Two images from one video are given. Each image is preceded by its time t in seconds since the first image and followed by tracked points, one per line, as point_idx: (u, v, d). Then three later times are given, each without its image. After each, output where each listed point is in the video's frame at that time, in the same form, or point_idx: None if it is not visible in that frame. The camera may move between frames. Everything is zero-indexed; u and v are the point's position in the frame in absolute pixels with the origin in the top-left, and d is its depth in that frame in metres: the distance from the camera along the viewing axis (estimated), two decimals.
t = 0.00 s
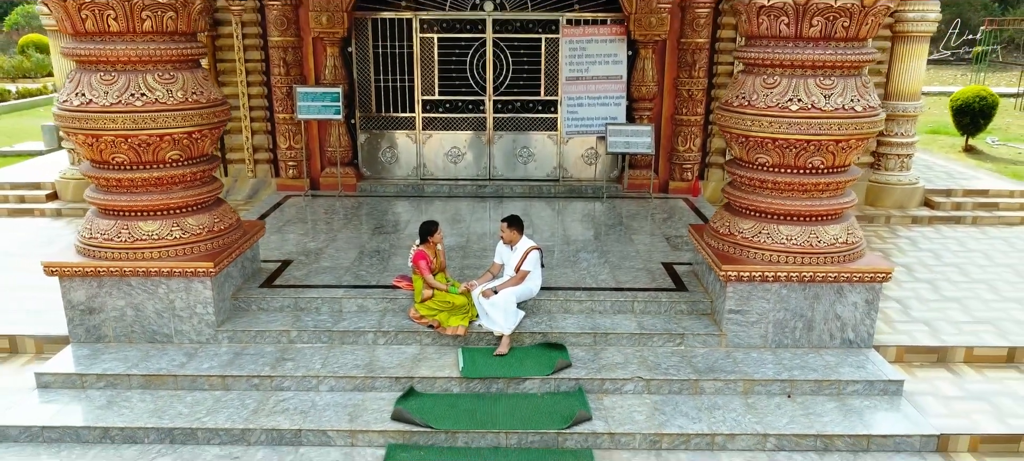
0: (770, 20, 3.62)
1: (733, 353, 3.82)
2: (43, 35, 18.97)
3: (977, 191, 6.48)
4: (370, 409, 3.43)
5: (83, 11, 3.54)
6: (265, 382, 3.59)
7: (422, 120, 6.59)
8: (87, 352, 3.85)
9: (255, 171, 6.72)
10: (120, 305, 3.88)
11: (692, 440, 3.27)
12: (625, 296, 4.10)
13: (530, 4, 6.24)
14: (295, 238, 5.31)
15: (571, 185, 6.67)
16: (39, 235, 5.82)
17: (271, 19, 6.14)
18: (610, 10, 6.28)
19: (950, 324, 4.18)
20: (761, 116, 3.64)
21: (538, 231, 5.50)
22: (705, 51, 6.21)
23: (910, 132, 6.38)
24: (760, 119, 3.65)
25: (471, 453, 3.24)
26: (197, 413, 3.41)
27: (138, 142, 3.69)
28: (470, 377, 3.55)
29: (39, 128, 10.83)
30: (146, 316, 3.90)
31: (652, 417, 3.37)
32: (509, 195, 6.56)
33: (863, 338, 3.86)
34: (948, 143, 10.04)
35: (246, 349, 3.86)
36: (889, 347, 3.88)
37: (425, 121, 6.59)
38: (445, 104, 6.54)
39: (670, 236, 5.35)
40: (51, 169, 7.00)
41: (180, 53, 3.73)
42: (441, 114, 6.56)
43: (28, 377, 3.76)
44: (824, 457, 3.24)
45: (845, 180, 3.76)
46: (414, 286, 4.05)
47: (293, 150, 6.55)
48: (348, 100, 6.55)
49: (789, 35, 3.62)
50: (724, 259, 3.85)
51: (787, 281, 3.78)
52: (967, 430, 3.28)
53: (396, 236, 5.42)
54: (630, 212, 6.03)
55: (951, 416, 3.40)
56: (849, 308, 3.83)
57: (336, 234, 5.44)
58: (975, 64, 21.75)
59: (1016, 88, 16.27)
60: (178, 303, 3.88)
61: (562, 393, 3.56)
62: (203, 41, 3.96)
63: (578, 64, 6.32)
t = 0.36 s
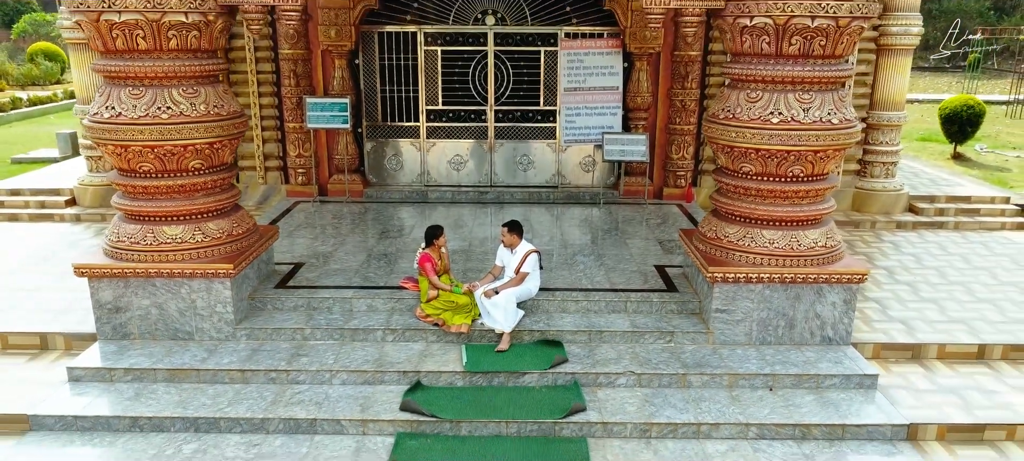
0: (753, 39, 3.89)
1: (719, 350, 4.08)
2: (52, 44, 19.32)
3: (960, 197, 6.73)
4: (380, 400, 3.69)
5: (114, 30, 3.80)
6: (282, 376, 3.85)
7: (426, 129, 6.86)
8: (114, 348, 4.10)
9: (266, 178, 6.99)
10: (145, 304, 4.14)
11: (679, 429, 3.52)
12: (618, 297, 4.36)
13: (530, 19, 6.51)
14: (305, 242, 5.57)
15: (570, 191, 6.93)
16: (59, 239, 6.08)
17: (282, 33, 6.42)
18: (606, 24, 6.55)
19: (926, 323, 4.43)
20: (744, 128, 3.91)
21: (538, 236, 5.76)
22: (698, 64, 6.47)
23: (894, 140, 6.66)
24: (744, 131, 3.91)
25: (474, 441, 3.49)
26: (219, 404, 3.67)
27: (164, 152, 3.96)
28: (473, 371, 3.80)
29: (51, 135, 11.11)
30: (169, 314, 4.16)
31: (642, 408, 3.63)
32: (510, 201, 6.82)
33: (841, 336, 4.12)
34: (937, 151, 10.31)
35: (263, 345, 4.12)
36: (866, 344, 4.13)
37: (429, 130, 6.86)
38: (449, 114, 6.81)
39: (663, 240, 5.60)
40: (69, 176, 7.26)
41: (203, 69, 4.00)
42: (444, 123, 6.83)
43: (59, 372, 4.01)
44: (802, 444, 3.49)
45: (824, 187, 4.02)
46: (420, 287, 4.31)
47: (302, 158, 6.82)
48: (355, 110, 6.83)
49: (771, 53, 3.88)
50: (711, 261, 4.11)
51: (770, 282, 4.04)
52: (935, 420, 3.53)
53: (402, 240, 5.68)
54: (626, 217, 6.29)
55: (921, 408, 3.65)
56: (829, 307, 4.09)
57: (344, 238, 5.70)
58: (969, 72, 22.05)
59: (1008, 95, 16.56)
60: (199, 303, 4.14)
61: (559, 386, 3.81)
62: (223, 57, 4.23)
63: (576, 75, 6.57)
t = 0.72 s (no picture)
0: (736, 58, 4.18)
1: (706, 347, 4.35)
2: (59, 54, 19.64)
3: (942, 205, 7.01)
4: (390, 394, 3.96)
5: (142, 50, 4.09)
6: (298, 372, 4.12)
7: (430, 140, 7.15)
8: (140, 346, 4.38)
9: (276, 186, 7.27)
10: (169, 305, 4.43)
11: (668, 421, 3.79)
12: (612, 298, 4.64)
13: (530, 34, 6.80)
14: (315, 247, 5.84)
15: (567, 199, 7.22)
16: (79, 244, 6.35)
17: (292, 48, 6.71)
18: (602, 39, 6.83)
19: (902, 324, 4.71)
20: (729, 141, 4.19)
21: (537, 241, 6.04)
22: (690, 77, 6.77)
23: (879, 150, 6.94)
24: (729, 144, 4.20)
25: (477, 431, 3.76)
26: (240, 397, 3.94)
27: (188, 163, 4.24)
28: (476, 368, 4.07)
29: (63, 145, 11.39)
30: (191, 315, 4.44)
31: (634, 401, 3.90)
32: (510, 208, 7.10)
33: (821, 335, 4.39)
34: (925, 160, 10.60)
35: (279, 344, 4.39)
36: (844, 342, 4.41)
37: (432, 140, 7.15)
38: (451, 124, 7.10)
39: (656, 246, 5.88)
40: (85, 184, 7.54)
41: (224, 86, 4.28)
42: (448, 134, 7.12)
43: (88, 369, 4.28)
44: (782, 434, 3.76)
45: (804, 196, 4.31)
46: (425, 289, 4.58)
47: (311, 167, 7.12)
48: (362, 121, 7.12)
49: (753, 70, 4.18)
50: (699, 265, 4.39)
51: (753, 284, 4.32)
52: (906, 412, 3.81)
53: (407, 245, 5.96)
54: (621, 224, 6.57)
55: (894, 401, 3.92)
56: (809, 308, 4.37)
57: (353, 244, 5.98)
58: (962, 81, 22.41)
59: (998, 104, 16.90)
60: (219, 304, 4.42)
61: (557, 381, 4.08)
62: (243, 74, 4.52)
63: (573, 88, 6.83)
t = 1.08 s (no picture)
0: (721, 73, 4.49)
1: (694, 343, 4.65)
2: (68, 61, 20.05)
3: (924, 210, 7.31)
4: (398, 386, 4.26)
5: (168, 66, 4.41)
6: (312, 366, 4.41)
7: (433, 148, 7.46)
8: (164, 342, 4.69)
9: (286, 192, 7.59)
10: (190, 304, 4.73)
11: (656, 410, 4.08)
12: (606, 298, 4.94)
13: (529, 46, 7.11)
14: (325, 250, 6.15)
15: (565, 204, 7.52)
16: (99, 247, 6.66)
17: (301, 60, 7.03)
18: (598, 51, 7.13)
19: (878, 322, 5.01)
20: (714, 151, 4.50)
21: (535, 245, 6.34)
22: (682, 88, 7.10)
23: (863, 158, 7.24)
24: (714, 153, 4.50)
25: (480, 420, 4.06)
26: (259, 389, 4.23)
27: (210, 171, 4.55)
28: (478, 362, 4.36)
29: (76, 151, 11.72)
30: (211, 313, 4.74)
31: (625, 393, 4.19)
32: (510, 214, 7.41)
33: (801, 332, 4.69)
34: (913, 166, 10.92)
35: (293, 340, 4.69)
36: (823, 339, 4.71)
37: (435, 148, 7.46)
38: (454, 133, 7.41)
39: (649, 249, 6.18)
40: (102, 190, 7.86)
41: (243, 99, 4.59)
42: (450, 142, 7.43)
43: (116, 363, 4.58)
44: (762, 423, 4.05)
45: (784, 202, 4.61)
46: (430, 289, 4.88)
47: (319, 174, 7.43)
48: (368, 130, 7.43)
49: (736, 85, 4.48)
50: (687, 266, 4.68)
51: (738, 284, 4.62)
52: (877, 403, 4.10)
53: (412, 249, 6.26)
54: (616, 228, 6.88)
55: (866, 393, 4.22)
56: (790, 306, 4.67)
57: (360, 247, 6.29)
58: (954, 87, 22.79)
59: (988, 111, 17.25)
60: (238, 302, 4.72)
61: (553, 375, 4.38)
62: (259, 88, 4.83)
63: (570, 98, 7.16)
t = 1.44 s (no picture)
0: (707, 90, 4.82)
1: (683, 342, 4.96)
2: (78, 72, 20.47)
3: (908, 218, 7.63)
4: (406, 381, 4.57)
5: (193, 84, 4.75)
6: (325, 363, 4.73)
7: (437, 158, 7.80)
8: (186, 341, 5.00)
9: (296, 201, 7.93)
10: (211, 305, 5.06)
11: (646, 403, 4.39)
12: (601, 300, 5.25)
13: (529, 62, 7.45)
14: (335, 256, 6.47)
15: (563, 212, 7.85)
16: (119, 253, 6.98)
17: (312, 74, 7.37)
18: (595, 66, 7.46)
19: (857, 322, 5.32)
20: (701, 162, 4.83)
21: (535, 251, 6.66)
22: (675, 101, 7.43)
23: (849, 168, 7.56)
24: (700, 164, 4.83)
25: (482, 413, 4.36)
26: (276, 383, 4.54)
27: (231, 181, 4.88)
28: (481, 359, 4.67)
29: (89, 161, 12.07)
30: (231, 313, 5.07)
31: (618, 387, 4.50)
32: (511, 221, 7.73)
33: (783, 331, 5.01)
34: (903, 176, 11.24)
35: (308, 338, 5.01)
36: (804, 338, 5.02)
37: (439, 158, 7.80)
38: (457, 144, 7.75)
39: (643, 254, 6.51)
40: (120, 199, 8.20)
41: (262, 114, 4.93)
42: (453, 153, 7.77)
43: (142, 360, 4.90)
44: (744, 415, 4.36)
45: (767, 210, 4.93)
46: (435, 292, 5.20)
47: (328, 183, 7.77)
48: (375, 141, 7.77)
49: (721, 101, 4.81)
50: (676, 270, 5.00)
51: (724, 287, 4.94)
52: (852, 396, 4.41)
53: (417, 254, 6.58)
54: (612, 235, 7.20)
55: (842, 387, 4.52)
56: (773, 307, 4.99)
57: (368, 253, 6.61)
58: (948, 98, 23.16)
59: (980, 122, 17.60)
60: (255, 303, 5.05)
61: (550, 371, 4.68)
62: (276, 103, 5.16)
63: (568, 112, 7.43)
